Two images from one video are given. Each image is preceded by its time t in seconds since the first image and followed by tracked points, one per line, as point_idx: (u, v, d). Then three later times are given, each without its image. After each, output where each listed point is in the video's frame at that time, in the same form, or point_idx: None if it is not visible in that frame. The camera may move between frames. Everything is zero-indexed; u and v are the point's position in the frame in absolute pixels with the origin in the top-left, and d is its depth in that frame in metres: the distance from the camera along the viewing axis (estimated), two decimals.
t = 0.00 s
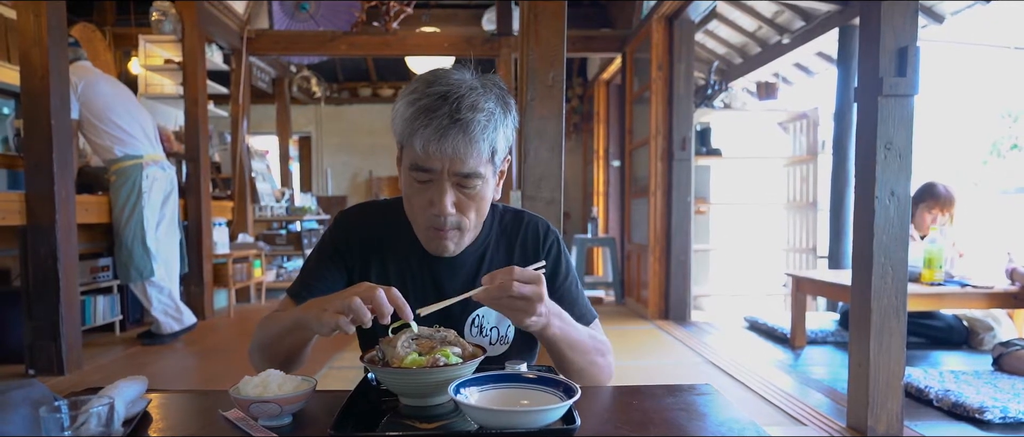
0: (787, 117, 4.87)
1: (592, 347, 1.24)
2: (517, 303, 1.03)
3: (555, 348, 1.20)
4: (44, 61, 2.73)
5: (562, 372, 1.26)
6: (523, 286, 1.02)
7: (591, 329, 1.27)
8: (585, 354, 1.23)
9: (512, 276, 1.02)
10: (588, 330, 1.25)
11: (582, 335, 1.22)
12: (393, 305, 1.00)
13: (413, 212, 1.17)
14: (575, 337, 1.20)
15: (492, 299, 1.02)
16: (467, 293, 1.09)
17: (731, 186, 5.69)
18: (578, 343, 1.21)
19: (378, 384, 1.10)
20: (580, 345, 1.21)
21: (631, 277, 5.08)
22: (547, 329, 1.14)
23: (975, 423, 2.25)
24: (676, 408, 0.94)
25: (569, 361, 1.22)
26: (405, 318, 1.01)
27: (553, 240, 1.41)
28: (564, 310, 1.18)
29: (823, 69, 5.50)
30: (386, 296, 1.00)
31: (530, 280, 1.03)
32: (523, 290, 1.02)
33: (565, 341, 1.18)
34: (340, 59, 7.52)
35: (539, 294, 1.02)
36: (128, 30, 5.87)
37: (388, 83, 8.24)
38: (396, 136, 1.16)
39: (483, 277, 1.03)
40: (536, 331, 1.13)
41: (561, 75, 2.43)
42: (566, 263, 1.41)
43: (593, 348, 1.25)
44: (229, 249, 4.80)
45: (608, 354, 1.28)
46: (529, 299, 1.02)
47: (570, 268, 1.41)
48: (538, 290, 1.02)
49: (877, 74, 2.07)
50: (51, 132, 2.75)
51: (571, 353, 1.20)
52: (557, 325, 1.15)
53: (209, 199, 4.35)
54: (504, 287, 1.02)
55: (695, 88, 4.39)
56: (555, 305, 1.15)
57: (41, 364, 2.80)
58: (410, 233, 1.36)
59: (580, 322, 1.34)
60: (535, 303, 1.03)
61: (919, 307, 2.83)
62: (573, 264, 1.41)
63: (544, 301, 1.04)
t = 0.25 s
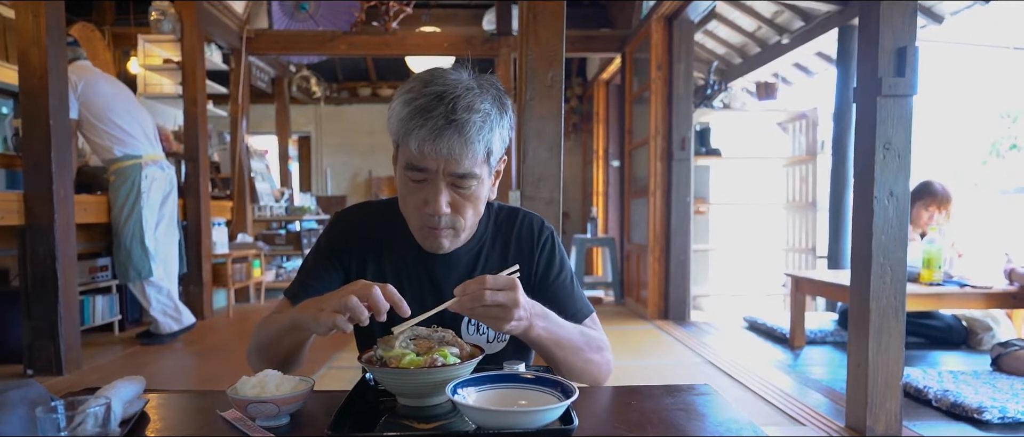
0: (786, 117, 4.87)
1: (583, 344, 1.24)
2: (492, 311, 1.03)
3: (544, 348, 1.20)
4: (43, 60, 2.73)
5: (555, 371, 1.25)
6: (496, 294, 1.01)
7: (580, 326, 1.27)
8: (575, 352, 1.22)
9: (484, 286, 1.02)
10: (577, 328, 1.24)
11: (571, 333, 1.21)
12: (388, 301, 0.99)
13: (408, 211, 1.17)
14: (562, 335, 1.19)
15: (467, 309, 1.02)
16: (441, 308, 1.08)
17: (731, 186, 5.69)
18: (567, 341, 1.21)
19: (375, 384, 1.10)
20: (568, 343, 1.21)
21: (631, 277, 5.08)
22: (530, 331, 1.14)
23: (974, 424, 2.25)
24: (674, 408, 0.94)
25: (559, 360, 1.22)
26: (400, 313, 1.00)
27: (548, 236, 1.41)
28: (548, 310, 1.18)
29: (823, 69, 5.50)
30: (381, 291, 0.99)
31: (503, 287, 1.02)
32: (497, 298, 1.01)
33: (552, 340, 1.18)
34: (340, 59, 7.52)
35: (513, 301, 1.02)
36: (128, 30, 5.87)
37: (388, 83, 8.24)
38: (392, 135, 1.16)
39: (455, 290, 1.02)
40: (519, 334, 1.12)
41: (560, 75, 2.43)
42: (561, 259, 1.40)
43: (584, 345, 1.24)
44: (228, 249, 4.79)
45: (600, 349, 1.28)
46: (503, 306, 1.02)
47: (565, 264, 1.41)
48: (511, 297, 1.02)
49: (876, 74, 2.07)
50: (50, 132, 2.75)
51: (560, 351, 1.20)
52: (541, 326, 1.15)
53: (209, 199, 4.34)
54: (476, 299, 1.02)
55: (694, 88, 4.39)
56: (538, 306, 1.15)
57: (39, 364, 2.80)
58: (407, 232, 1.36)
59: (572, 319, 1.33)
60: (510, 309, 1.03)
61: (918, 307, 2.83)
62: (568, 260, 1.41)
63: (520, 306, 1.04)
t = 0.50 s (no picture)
0: (786, 117, 4.87)
1: (589, 338, 1.24)
2: (509, 305, 1.03)
3: (550, 343, 1.19)
4: (43, 60, 2.73)
5: (562, 366, 1.25)
6: (509, 289, 1.01)
7: (585, 321, 1.27)
8: (581, 346, 1.22)
9: (496, 281, 1.02)
10: (581, 322, 1.24)
11: (576, 328, 1.22)
12: (372, 298, 0.99)
13: (406, 211, 1.17)
14: (568, 330, 1.19)
15: (481, 305, 1.02)
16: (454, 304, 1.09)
17: (731, 185, 5.68)
18: (573, 337, 1.20)
19: (377, 383, 1.09)
20: (574, 337, 1.21)
21: (631, 277, 5.08)
22: (538, 325, 1.14)
23: (974, 423, 2.25)
24: (676, 408, 0.94)
25: (566, 354, 1.21)
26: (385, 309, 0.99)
27: (546, 234, 1.41)
28: (554, 304, 1.18)
29: (823, 69, 5.50)
30: (362, 290, 0.99)
31: (515, 281, 1.02)
32: (510, 293, 1.01)
33: (559, 335, 1.18)
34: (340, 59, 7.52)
35: (527, 294, 1.02)
36: (128, 30, 5.88)
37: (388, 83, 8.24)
38: (389, 135, 1.16)
39: (467, 285, 1.02)
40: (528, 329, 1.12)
41: (561, 75, 2.43)
42: (560, 256, 1.40)
43: (590, 339, 1.24)
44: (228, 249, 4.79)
45: (605, 343, 1.28)
46: (518, 300, 1.02)
47: (564, 260, 1.41)
48: (525, 290, 1.02)
49: (876, 74, 2.07)
50: (50, 132, 2.75)
51: (567, 346, 1.20)
52: (548, 319, 1.15)
53: (209, 199, 4.34)
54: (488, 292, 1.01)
55: (695, 88, 4.39)
56: (545, 300, 1.15)
57: (40, 364, 2.80)
58: (405, 233, 1.35)
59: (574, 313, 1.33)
60: (523, 303, 1.03)
61: (918, 307, 2.82)
62: (567, 257, 1.41)
63: (533, 299, 1.04)
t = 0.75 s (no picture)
0: (786, 117, 4.87)
1: (588, 333, 1.24)
2: (496, 313, 1.03)
3: (549, 341, 1.19)
4: (41, 60, 2.73)
5: (563, 362, 1.25)
6: (492, 299, 1.02)
7: (583, 315, 1.27)
8: (580, 341, 1.22)
9: (478, 294, 1.02)
10: (579, 317, 1.24)
11: (574, 323, 1.21)
12: (356, 312, 1.00)
13: (403, 213, 1.17)
14: (567, 326, 1.19)
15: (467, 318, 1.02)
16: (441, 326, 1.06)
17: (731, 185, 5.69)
18: (572, 332, 1.21)
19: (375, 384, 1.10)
20: (573, 333, 1.21)
21: (630, 277, 5.08)
22: (535, 325, 1.14)
23: (972, 423, 2.25)
24: (674, 408, 0.94)
25: (566, 351, 1.21)
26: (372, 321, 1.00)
27: (542, 230, 1.41)
28: (550, 301, 1.17)
29: (822, 69, 5.51)
30: (346, 304, 0.99)
31: (499, 290, 1.03)
32: (493, 303, 1.02)
33: (557, 332, 1.18)
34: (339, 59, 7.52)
35: (513, 303, 1.03)
36: (127, 30, 5.88)
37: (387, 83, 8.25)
38: (387, 138, 1.16)
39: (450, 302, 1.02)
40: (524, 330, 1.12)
41: (560, 75, 2.43)
42: (557, 252, 1.41)
43: (589, 334, 1.24)
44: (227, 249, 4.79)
45: (604, 336, 1.28)
46: (505, 309, 1.03)
47: (561, 256, 1.41)
48: (511, 299, 1.03)
49: (875, 74, 2.08)
50: (48, 132, 2.75)
51: (566, 343, 1.20)
52: (545, 318, 1.14)
53: (208, 199, 4.34)
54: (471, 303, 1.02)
55: (694, 88, 4.39)
56: (540, 299, 1.14)
57: (38, 364, 2.80)
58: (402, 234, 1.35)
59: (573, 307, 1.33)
60: (512, 310, 1.04)
61: (917, 308, 2.83)
62: (564, 253, 1.41)
63: (520, 306, 1.05)
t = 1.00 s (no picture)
0: (784, 117, 4.87)
1: (590, 335, 1.25)
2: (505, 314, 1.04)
3: (551, 344, 1.20)
4: (40, 60, 2.73)
5: (563, 364, 1.26)
6: (503, 300, 1.02)
7: (585, 317, 1.27)
8: (582, 344, 1.23)
9: (489, 294, 1.02)
10: (582, 319, 1.25)
11: (577, 326, 1.22)
12: (347, 320, 1.00)
13: (400, 214, 1.18)
14: (570, 329, 1.20)
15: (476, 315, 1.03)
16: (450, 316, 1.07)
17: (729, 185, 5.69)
18: (575, 335, 1.21)
19: (372, 383, 1.10)
20: (575, 336, 1.21)
21: (629, 277, 5.08)
22: (539, 328, 1.14)
23: (970, 423, 2.26)
24: (671, 408, 0.94)
25: (568, 353, 1.22)
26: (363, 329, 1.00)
27: (540, 231, 1.42)
28: (555, 304, 1.18)
29: (820, 69, 5.52)
30: (337, 313, 0.99)
31: (512, 290, 1.03)
32: (504, 303, 1.02)
33: (560, 335, 1.18)
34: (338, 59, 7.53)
35: (524, 302, 1.03)
36: (126, 30, 5.89)
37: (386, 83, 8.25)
38: (383, 139, 1.16)
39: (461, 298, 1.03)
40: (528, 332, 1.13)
41: (558, 76, 2.43)
42: (555, 253, 1.41)
43: (590, 336, 1.25)
44: (226, 249, 4.79)
45: (605, 338, 1.28)
46: (515, 309, 1.04)
47: (558, 257, 1.41)
48: (521, 299, 1.03)
49: (872, 74, 2.08)
50: (47, 132, 2.74)
51: (568, 345, 1.20)
52: (549, 321, 1.15)
53: (207, 199, 4.34)
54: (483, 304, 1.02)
55: (692, 88, 4.40)
56: (545, 303, 1.15)
57: (37, 364, 2.80)
58: (399, 235, 1.35)
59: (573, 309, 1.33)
60: (521, 311, 1.04)
61: (915, 308, 2.83)
62: (562, 254, 1.42)
63: (530, 306, 1.05)
